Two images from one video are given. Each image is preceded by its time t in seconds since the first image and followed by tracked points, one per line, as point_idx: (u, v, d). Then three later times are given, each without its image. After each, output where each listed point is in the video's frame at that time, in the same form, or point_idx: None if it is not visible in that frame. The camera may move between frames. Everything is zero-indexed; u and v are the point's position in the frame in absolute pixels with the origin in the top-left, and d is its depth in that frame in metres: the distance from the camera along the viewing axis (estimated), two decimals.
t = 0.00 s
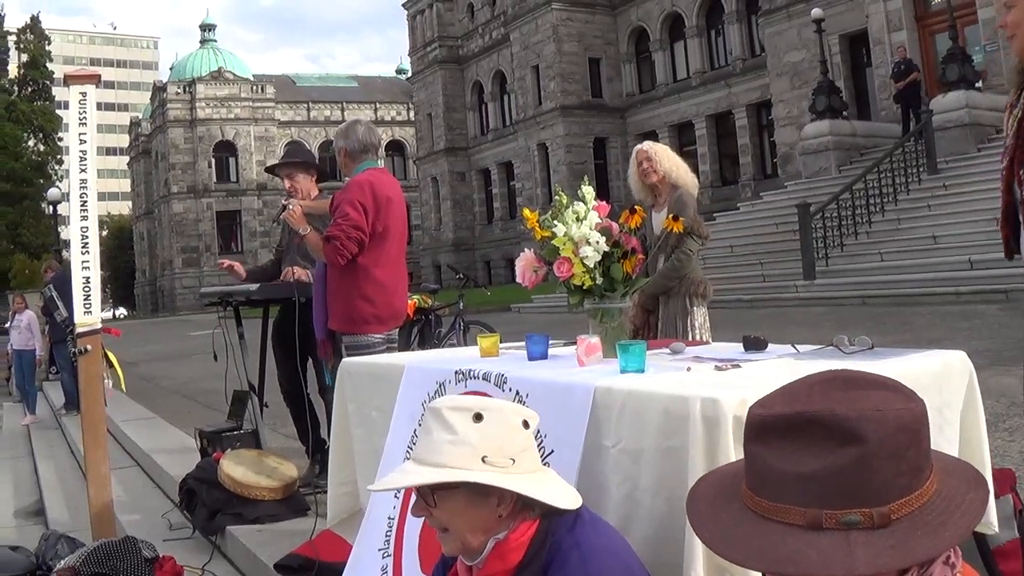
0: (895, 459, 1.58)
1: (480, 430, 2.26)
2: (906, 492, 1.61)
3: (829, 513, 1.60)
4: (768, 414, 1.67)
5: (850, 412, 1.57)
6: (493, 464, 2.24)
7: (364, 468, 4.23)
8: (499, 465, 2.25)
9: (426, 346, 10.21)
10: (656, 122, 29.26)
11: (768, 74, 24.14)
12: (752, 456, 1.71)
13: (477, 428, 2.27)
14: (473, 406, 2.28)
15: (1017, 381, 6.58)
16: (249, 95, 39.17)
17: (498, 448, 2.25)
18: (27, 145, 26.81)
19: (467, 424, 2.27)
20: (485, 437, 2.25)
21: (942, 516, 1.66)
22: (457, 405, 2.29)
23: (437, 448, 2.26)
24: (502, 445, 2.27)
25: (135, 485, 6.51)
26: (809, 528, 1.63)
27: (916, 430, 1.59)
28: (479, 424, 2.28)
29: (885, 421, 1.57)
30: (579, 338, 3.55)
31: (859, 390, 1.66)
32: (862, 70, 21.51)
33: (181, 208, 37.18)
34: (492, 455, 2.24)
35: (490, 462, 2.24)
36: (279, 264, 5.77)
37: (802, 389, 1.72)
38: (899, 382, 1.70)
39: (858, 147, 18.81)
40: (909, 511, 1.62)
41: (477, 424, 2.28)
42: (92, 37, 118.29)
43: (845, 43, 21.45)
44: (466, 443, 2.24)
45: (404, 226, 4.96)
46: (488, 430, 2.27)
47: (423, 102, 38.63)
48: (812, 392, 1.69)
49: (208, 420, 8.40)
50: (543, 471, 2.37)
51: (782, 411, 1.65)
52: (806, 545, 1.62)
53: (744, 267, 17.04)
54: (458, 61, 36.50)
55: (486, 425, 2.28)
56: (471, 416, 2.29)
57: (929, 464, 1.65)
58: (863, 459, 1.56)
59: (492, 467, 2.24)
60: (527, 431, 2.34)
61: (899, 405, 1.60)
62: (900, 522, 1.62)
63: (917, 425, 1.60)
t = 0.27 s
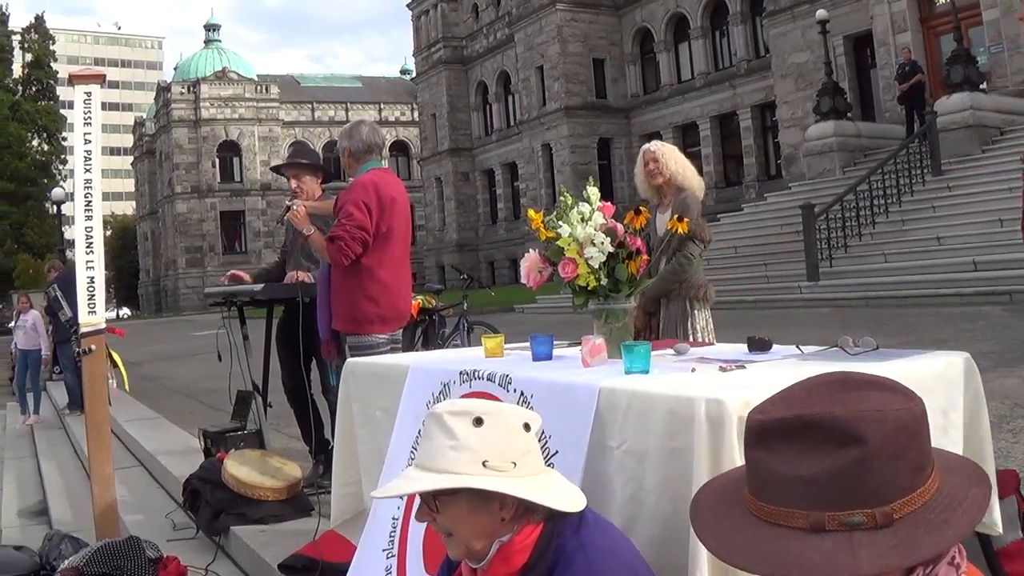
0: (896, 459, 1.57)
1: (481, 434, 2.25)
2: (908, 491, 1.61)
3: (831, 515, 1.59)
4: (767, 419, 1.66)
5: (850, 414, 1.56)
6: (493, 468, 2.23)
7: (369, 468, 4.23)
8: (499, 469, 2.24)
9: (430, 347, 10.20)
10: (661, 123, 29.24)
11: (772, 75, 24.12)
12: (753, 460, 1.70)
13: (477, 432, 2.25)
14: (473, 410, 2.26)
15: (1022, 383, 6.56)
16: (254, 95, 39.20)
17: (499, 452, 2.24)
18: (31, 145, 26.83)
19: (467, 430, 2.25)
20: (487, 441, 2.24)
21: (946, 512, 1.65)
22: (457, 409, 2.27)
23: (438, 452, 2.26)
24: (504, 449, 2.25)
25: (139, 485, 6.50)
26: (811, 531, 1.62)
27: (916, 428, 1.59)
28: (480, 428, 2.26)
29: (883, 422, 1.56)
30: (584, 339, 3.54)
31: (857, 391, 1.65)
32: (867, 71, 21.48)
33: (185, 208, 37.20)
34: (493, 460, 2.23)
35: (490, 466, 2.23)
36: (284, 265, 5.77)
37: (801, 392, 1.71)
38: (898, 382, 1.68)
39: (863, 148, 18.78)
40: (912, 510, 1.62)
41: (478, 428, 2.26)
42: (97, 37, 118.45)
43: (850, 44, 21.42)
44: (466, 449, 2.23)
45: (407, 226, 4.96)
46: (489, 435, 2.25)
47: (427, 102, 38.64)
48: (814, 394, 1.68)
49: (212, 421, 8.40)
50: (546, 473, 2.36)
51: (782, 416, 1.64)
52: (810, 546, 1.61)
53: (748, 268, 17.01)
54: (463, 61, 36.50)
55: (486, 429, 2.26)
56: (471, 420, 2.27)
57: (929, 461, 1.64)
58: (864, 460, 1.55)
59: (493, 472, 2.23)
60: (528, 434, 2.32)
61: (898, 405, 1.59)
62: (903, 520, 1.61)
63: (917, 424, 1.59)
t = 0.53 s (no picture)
0: (897, 461, 1.57)
1: (479, 440, 2.23)
2: (911, 492, 1.60)
3: (832, 518, 1.59)
4: (766, 425, 1.66)
5: (848, 417, 1.56)
6: (491, 475, 2.21)
7: (372, 469, 4.22)
8: (498, 475, 2.22)
9: (433, 346, 10.20)
10: (663, 124, 29.24)
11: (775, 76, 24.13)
12: (753, 466, 1.70)
13: (475, 438, 2.24)
14: (470, 416, 2.24)
15: None
16: (256, 95, 39.22)
17: (497, 459, 2.22)
18: (34, 143, 26.84)
19: (464, 436, 2.24)
20: (486, 446, 2.23)
21: (950, 511, 1.65)
22: (455, 414, 2.26)
23: (437, 458, 2.26)
24: (502, 455, 2.23)
25: (141, 485, 6.50)
26: (814, 534, 1.62)
27: (917, 429, 1.59)
28: (477, 434, 2.24)
29: (882, 424, 1.56)
30: (588, 339, 3.54)
31: (857, 393, 1.65)
32: (869, 73, 21.48)
33: (187, 207, 37.21)
34: (489, 466, 2.22)
35: (487, 473, 2.21)
36: (287, 264, 5.77)
37: (800, 396, 1.71)
38: (898, 384, 1.68)
39: (865, 149, 18.77)
40: (915, 511, 1.61)
41: (475, 435, 2.24)
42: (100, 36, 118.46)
43: (852, 45, 21.43)
44: (464, 455, 2.22)
45: (410, 226, 4.96)
46: (487, 440, 2.24)
47: (430, 102, 38.66)
48: (815, 398, 1.67)
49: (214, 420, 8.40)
50: (548, 474, 2.35)
51: (782, 420, 1.64)
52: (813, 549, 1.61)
53: (750, 269, 17.01)
54: (465, 61, 36.50)
55: (483, 435, 2.24)
56: (468, 426, 2.25)
57: (931, 462, 1.64)
58: (863, 464, 1.55)
59: (490, 478, 2.22)
60: (527, 439, 2.30)
61: (895, 408, 1.59)
62: (906, 522, 1.61)
63: (916, 426, 1.59)
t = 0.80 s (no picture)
0: (893, 462, 1.57)
1: (479, 443, 2.22)
2: (908, 494, 1.60)
3: (828, 521, 1.60)
4: (764, 428, 1.66)
5: (845, 419, 1.56)
6: (489, 478, 2.21)
7: (373, 467, 4.22)
8: (498, 478, 2.21)
9: (435, 346, 10.21)
10: (665, 123, 29.23)
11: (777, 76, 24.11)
12: (751, 469, 1.70)
13: (474, 442, 2.23)
14: (470, 419, 2.23)
15: None
16: (258, 93, 39.23)
17: (496, 462, 2.21)
18: (35, 142, 26.83)
19: (464, 439, 2.23)
20: (485, 449, 2.22)
21: (949, 512, 1.64)
22: (454, 417, 2.25)
23: (438, 462, 2.25)
24: (501, 458, 2.22)
25: (142, 484, 6.51)
26: (811, 537, 1.63)
27: (913, 431, 1.59)
28: (477, 437, 2.23)
29: (876, 427, 1.56)
30: (590, 339, 3.54)
31: (853, 396, 1.65)
32: (871, 72, 21.47)
33: (188, 206, 37.23)
34: (488, 469, 2.21)
35: (484, 476, 2.21)
36: (289, 264, 5.77)
37: (798, 399, 1.71)
38: (896, 386, 1.68)
39: (867, 149, 18.77)
40: (913, 511, 1.61)
41: (474, 438, 2.23)
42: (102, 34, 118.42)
43: (854, 45, 21.42)
44: (464, 459, 2.21)
45: (412, 225, 4.96)
46: (486, 442, 2.23)
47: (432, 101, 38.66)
48: (813, 400, 1.68)
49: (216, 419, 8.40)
50: (550, 475, 2.35)
51: (779, 424, 1.64)
52: (810, 551, 1.61)
53: (751, 269, 17.00)
54: (467, 61, 36.49)
55: (483, 438, 2.23)
56: (467, 429, 2.24)
57: (928, 462, 1.64)
58: (858, 467, 1.55)
59: (490, 482, 2.21)
60: (527, 441, 2.28)
61: (892, 409, 1.59)
62: (902, 524, 1.61)
63: (912, 428, 1.59)
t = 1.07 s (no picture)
0: (867, 474, 1.58)
1: (474, 448, 2.22)
2: (887, 504, 1.61)
3: (808, 532, 1.61)
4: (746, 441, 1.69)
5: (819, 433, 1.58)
6: (484, 484, 2.21)
7: (372, 467, 4.21)
8: (492, 484, 2.21)
9: (433, 346, 10.21)
10: (663, 124, 29.23)
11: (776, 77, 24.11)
12: (736, 481, 1.72)
13: (470, 446, 2.22)
14: (466, 423, 2.23)
15: None
16: (256, 93, 39.19)
17: (490, 467, 2.21)
18: (33, 141, 26.75)
19: (459, 443, 2.23)
20: (480, 455, 2.21)
21: (932, 519, 1.64)
22: (451, 421, 2.25)
23: (434, 467, 2.25)
24: (495, 463, 2.22)
25: (141, 483, 6.50)
26: (792, 548, 1.64)
27: (891, 441, 1.60)
28: (472, 442, 2.23)
29: (850, 440, 1.57)
30: (590, 339, 3.54)
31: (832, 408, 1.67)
32: (870, 73, 21.48)
33: (186, 205, 37.18)
34: (482, 474, 2.21)
35: (479, 481, 2.20)
36: (288, 263, 5.77)
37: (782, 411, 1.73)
38: (878, 396, 1.70)
39: (865, 150, 18.79)
40: (893, 521, 1.61)
41: (469, 443, 2.23)
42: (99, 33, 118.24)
43: (853, 46, 21.43)
44: (459, 463, 2.21)
45: (411, 225, 4.96)
46: (482, 448, 2.22)
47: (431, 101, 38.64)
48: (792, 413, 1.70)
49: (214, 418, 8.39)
50: (547, 478, 2.35)
51: (758, 437, 1.67)
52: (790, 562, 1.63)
53: (750, 270, 17.01)
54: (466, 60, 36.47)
55: (478, 443, 2.23)
56: (463, 434, 2.24)
57: (910, 469, 1.64)
58: (831, 480, 1.57)
59: (484, 487, 2.21)
60: (524, 446, 2.27)
61: (868, 422, 1.60)
62: (881, 534, 1.61)
63: (889, 438, 1.60)
